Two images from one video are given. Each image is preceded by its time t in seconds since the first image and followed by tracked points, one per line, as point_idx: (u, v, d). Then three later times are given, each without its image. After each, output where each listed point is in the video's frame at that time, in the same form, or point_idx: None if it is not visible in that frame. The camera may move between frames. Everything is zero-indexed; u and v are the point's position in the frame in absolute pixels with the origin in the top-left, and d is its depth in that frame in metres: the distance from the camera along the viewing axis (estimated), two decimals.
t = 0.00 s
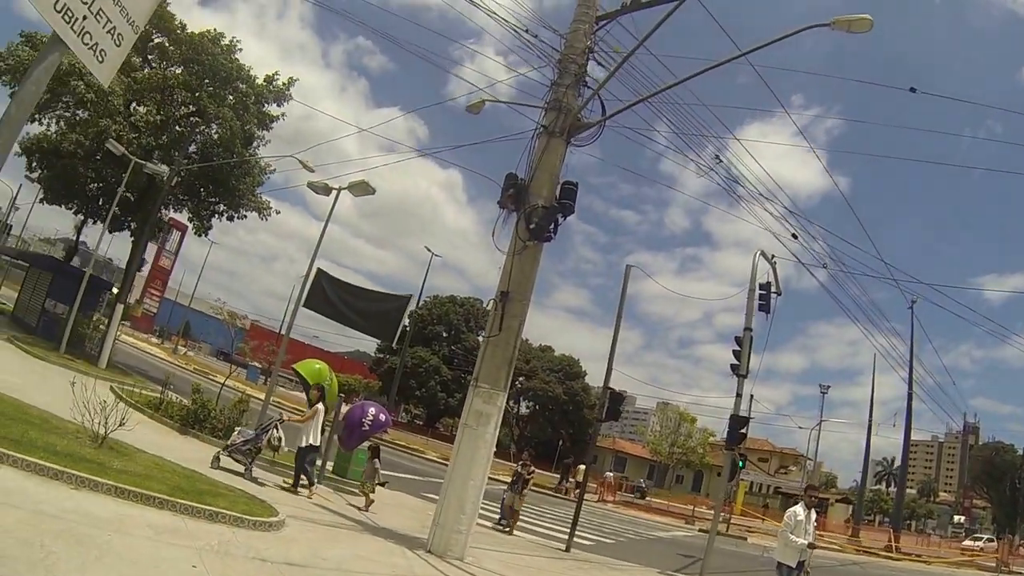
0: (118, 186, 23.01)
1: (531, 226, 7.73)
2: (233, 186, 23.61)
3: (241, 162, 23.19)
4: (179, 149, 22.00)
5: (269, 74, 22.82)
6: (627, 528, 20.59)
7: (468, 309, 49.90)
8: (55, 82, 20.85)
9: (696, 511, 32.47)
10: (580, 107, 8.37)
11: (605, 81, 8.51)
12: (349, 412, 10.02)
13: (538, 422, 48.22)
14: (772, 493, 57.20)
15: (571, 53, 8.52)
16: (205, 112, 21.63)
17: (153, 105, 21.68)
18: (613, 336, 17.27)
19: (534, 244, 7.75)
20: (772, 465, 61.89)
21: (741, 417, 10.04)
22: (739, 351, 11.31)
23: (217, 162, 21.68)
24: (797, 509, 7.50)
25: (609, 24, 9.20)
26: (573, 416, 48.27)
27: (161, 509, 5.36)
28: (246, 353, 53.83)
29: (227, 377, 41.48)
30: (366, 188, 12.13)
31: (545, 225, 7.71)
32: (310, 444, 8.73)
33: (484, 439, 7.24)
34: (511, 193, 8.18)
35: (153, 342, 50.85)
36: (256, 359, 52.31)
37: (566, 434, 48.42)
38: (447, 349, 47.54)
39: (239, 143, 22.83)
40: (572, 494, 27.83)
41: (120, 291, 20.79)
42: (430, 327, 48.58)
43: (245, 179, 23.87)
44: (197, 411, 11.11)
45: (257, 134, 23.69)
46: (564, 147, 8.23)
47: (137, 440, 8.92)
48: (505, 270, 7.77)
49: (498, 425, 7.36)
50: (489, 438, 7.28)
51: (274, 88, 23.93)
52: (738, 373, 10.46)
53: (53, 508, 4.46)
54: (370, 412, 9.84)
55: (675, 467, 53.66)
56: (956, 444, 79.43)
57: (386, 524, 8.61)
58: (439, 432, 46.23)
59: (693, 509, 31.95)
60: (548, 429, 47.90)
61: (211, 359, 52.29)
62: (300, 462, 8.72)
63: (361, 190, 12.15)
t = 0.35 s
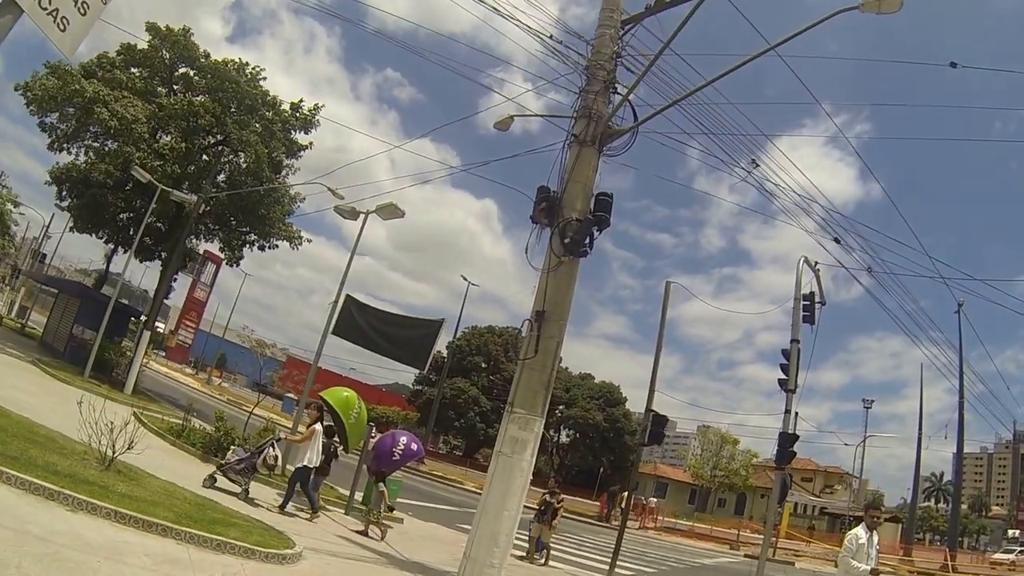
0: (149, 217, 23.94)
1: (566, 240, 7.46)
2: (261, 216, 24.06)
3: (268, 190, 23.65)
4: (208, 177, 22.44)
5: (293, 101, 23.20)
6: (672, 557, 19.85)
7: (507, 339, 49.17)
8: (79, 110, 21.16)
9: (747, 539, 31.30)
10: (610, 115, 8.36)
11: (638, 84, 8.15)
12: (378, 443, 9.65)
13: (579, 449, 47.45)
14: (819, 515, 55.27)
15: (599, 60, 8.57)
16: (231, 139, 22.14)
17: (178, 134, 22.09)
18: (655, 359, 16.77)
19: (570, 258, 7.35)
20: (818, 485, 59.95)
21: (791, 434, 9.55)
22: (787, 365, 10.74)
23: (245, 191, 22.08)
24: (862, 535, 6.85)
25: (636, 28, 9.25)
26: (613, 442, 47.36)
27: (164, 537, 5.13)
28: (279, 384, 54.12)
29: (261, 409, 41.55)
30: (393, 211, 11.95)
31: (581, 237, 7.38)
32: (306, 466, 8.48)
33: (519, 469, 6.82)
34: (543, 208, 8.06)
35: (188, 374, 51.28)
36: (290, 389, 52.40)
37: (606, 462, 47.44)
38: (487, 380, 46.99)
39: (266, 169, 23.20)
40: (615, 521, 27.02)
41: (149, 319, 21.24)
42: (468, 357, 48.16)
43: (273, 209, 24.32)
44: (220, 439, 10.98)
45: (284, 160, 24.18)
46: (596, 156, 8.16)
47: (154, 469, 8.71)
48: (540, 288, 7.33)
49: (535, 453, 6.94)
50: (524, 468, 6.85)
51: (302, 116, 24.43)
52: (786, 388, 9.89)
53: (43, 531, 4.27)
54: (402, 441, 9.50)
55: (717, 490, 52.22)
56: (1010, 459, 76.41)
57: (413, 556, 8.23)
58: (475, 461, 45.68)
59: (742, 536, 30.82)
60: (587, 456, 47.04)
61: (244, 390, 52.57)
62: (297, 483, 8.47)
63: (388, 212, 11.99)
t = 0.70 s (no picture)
0: (164, 228, 24.05)
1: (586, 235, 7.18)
2: (276, 225, 23.92)
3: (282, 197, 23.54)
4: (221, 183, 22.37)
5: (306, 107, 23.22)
6: (700, 567, 19.35)
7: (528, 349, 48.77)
8: (88, 118, 21.84)
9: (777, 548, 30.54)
10: (630, 105, 8.17)
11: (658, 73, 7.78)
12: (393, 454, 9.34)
13: (601, 460, 46.91)
14: (847, 522, 54.16)
15: (618, 52, 8.43)
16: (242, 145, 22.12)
17: (188, 141, 22.24)
18: (682, 368, 16.34)
19: (589, 256, 7.08)
20: (845, 492, 58.83)
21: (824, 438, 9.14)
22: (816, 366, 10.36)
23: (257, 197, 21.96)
24: (908, 543, 6.42)
25: (656, 17, 9.05)
26: (634, 451, 46.73)
27: (161, 553, 5.00)
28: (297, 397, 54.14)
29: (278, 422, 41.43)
30: (408, 213, 11.71)
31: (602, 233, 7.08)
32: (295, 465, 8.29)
33: (541, 477, 6.49)
34: (562, 203, 7.80)
35: (207, 389, 51.35)
36: (309, 402, 52.29)
37: (629, 472, 46.78)
38: (508, 391, 46.57)
39: (278, 174, 23.08)
40: (639, 531, 26.47)
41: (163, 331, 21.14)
42: (489, 368, 47.78)
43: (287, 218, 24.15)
44: (230, 450, 10.68)
45: (298, 167, 24.08)
46: (616, 149, 8.00)
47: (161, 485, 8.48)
48: (559, 289, 7.07)
49: (557, 460, 6.61)
50: (547, 475, 6.52)
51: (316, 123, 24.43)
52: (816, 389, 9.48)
53: (24, 546, 4.07)
54: (418, 451, 9.20)
55: (742, 498, 51.35)
56: None
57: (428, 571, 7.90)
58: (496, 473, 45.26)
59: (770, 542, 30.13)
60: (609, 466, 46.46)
61: (263, 403, 52.53)
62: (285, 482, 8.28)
63: (402, 214, 11.75)
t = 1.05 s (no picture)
0: (167, 232, 23.81)
1: (595, 226, 6.75)
2: (279, 229, 23.59)
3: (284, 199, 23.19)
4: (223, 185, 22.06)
5: (309, 109, 23.00)
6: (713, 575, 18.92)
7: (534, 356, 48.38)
8: (89, 119, 21.64)
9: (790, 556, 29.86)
10: (641, 93, 7.76)
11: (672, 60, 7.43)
12: (395, 461, 8.92)
13: (610, 467, 46.40)
14: (859, 529, 53.41)
15: (631, 41, 8.03)
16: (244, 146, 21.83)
17: (190, 142, 21.98)
18: (695, 371, 15.94)
19: (600, 248, 6.63)
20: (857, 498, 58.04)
21: (850, 441, 8.84)
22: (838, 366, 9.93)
23: (258, 199, 21.60)
24: (946, 548, 5.99)
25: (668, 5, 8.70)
26: (642, 458, 46.21)
27: (135, 565, 4.81)
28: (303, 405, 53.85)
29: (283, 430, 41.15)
30: (410, 211, 11.38)
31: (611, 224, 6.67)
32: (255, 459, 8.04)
33: (550, 484, 6.06)
34: (571, 193, 7.43)
35: (213, 397, 51.12)
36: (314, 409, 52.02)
37: (637, 479, 46.28)
38: (515, 398, 46.11)
39: (280, 175, 22.72)
40: (648, 538, 25.92)
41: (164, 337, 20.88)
42: (496, 376, 47.35)
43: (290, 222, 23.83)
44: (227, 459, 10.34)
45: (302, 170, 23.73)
46: (628, 137, 7.59)
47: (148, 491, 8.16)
48: (569, 282, 6.60)
49: (568, 465, 6.16)
50: (556, 482, 6.09)
51: (320, 125, 24.21)
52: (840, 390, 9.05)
53: None
54: (420, 457, 8.75)
55: (752, 504, 50.72)
56: None
57: None
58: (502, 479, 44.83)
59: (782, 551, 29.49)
60: (617, 473, 45.94)
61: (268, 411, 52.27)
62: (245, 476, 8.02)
63: (404, 212, 11.43)
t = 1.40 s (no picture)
0: (164, 231, 23.49)
1: (598, 208, 6.46)
2: (275, 226, 23.24)
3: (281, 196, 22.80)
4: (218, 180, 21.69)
5: (306, 104, 22.62)
6: None
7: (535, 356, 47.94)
8: (83, 114, 21.31)
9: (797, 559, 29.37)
10: (645, 73, 7.40)
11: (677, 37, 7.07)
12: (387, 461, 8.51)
13: (611, 468, 45.99)
14: (863, 530, 52.92)
15: (634, 17, 7.64)
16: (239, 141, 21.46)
17: (184, 137, 21.62)
18: (700, 368, 15.55)
19: (603, 231, 6.28)
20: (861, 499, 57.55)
21: (864, 439, 8.45)
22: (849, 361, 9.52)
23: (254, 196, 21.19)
24: (973, 552, 5.60)
25: None
26: (645, 459, 45.77)
27: (96, 571, 4.45)
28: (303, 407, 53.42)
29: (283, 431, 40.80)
30: (406, 201, 10.96)
31: (615, 205, 6.38)
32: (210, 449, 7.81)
33: (550, 485, 5.64)
34: (572, 174, 7.11)
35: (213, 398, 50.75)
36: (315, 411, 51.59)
37: (640, 480, 45.86)
38: (516, 399, 45.69)
39: (277, 170, 22.28)
40: (650, 541, 25.46)
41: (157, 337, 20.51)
42: (497, 376, 46.94)
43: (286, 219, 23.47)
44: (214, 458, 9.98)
45: (300, 166, 23.30)
46: (631, 118, 7.24)
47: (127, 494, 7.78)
48: (570, 268, 6.22)
49: (568, 465, 5.77)
50: (556, 483, 5.68)
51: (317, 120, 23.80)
52: (852, 385, 8.68)
53: None
54: (415, 457, 8.35)
55: (756, 505, 50.27)
56: None
57: None
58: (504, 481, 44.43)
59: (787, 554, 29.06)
60: (619, 475, 45.51)
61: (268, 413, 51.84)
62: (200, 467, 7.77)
63: (401, 203, 11.01)
